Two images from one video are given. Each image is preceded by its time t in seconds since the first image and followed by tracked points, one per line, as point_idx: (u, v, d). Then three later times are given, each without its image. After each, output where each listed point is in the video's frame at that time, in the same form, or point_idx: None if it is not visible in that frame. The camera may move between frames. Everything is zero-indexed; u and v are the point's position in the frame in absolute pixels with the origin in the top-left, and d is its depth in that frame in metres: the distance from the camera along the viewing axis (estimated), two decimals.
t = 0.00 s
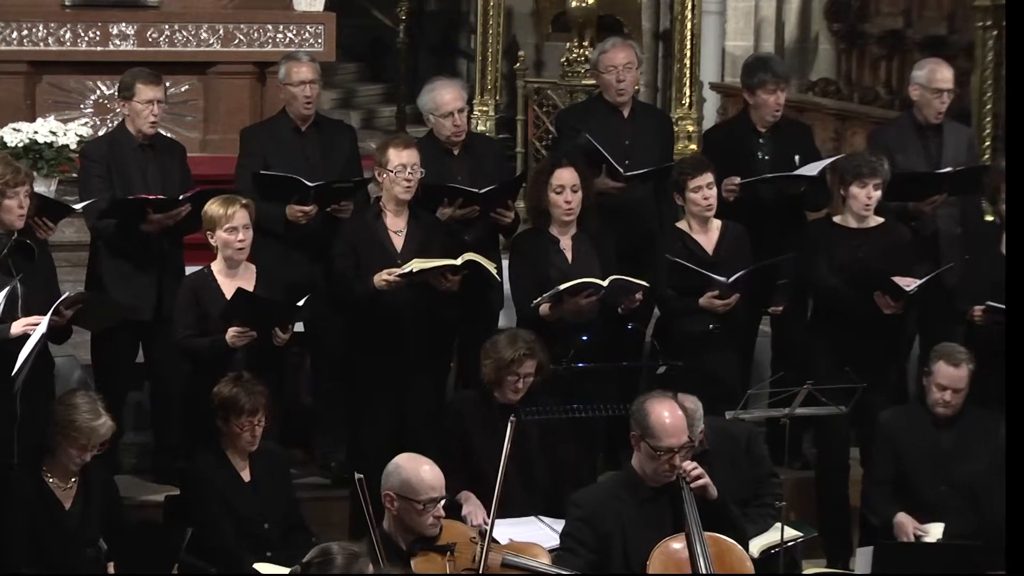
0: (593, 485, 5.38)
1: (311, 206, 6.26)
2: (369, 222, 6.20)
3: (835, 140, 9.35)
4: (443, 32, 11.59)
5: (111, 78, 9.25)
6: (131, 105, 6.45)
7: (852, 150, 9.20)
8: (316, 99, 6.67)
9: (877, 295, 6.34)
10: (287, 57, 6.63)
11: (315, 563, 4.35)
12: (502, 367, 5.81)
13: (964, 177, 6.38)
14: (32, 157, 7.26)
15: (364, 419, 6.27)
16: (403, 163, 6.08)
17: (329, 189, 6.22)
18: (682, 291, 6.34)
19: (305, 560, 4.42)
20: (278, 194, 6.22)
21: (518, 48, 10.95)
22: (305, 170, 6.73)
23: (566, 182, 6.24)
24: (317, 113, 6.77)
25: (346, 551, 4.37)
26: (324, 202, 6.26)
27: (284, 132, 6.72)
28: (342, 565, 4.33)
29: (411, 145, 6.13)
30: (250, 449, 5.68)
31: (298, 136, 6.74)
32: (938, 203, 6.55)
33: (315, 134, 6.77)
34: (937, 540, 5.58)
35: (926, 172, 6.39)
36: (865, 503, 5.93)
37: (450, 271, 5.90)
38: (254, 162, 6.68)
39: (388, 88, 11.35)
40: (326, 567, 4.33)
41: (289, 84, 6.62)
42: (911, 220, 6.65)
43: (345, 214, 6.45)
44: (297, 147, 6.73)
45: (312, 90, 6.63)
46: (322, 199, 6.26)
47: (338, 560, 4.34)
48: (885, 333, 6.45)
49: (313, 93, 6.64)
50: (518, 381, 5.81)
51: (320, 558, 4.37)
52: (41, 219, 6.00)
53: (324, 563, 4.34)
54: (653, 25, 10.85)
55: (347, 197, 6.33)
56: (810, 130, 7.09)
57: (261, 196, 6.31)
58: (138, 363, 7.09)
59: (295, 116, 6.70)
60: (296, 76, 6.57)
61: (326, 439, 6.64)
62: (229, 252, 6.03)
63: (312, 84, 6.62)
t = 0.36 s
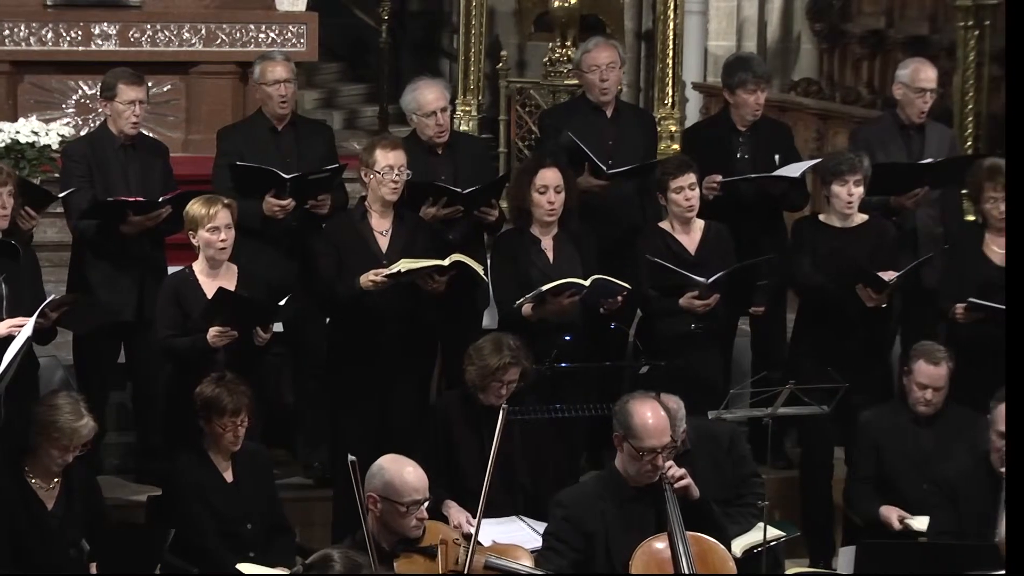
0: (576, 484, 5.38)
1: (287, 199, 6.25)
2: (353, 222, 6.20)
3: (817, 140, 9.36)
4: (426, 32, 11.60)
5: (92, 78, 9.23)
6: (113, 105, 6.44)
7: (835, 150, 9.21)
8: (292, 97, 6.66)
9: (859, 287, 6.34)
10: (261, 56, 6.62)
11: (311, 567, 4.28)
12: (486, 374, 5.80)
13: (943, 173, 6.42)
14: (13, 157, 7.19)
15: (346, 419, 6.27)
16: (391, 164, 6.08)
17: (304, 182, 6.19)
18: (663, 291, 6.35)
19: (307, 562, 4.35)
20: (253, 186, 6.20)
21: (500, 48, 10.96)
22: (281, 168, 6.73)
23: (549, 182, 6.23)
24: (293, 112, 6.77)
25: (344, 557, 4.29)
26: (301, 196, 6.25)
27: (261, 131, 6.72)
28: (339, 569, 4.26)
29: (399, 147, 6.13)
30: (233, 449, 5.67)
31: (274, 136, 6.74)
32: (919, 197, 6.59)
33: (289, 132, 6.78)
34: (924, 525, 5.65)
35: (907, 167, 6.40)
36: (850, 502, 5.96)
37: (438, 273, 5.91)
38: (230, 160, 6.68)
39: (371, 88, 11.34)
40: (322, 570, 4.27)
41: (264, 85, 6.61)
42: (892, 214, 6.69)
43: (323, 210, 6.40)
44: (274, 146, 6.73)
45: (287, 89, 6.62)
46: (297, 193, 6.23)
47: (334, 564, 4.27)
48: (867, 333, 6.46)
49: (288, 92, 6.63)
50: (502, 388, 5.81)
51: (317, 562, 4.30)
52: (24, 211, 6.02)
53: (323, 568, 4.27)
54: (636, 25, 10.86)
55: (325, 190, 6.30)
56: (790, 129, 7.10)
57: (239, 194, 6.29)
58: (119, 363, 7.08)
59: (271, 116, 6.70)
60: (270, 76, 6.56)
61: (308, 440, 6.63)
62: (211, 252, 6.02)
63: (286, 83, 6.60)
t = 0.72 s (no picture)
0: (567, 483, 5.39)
1: (272, 203, 6.25)
2: (342, 222, 6.20)
3: (805, 140, 9.38)
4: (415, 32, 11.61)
5: (81, 78, 9.21)
6: (101, 105, 6.43)
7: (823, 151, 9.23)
8: (277, 101, 6.66)
9: (847, 290, 6.38)
10: (248, 57, 6.61)
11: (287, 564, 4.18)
12: (479, 376, 5.81)
13: (932, 170, 6.43)
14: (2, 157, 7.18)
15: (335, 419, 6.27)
16: (380, 165, 6.08)
17: (289, 186, 6.18)
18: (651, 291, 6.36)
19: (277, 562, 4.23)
20: (239, 191, 6.19)
21: (489, 48, 10.96)
22: (268, 169, 6.73)
23: (540, 182, 6.25)
24: (279, 113, 6.76)
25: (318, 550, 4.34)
26: (285, 201, 6.26)
27: (247, 132, 6.72)
28: (315, 566, 4.15)
29: (388, 147, 6.14)
30: (221, 449, 5.66)
31: (259, 136, 6.74)
32: (908, 196, 6.60)
33: (276, 133, 6.77)
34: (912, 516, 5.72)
35: (895, 167, 6.41)
36: (839, 501, 5.96)
37: (424, 274, 5.91)
38: (217, 161, 6.68)
39: (360, 88, 11.35)
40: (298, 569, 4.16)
41: (249, 86, 6.60)
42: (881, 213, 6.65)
43: (307, 213, 6.40)
44: (259, 146, 6.73)
45: (272, 92, 6.62)
46: (282, 197, 6.23)
47: (311, 560, 4.16)
48: (855, 333, 6.48)
49: (272, 95, 6.63)
50: (496, 388, 5.83)
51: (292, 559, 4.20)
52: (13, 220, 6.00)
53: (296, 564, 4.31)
54: (624, 25, 10.87)
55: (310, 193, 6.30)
56: (777, 129, 7.12)
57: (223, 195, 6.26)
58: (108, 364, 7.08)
59: (256, 117, 6.69)
60: (256, 78, 6.56)
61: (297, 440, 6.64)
62: (201, 251, 6.02)
63: (270, 87, 6.60)
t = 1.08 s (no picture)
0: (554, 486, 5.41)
1: (263, 198, 6.26)
2: (329, 222, 6.21)
3: (793, 140, 9.40)
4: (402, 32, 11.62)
5: (68, 78, 9.20)
6: (87, 105, 6.43)
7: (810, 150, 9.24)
8: (270, 103, 6.67)
9: (832, 288, 6.34)
10: (243, 58, 6.62)
11: (247, 560, 4.43)
12: (469, 375, 5.83)
13: (920, 173, 6.44)
14: None
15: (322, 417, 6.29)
16: (362, 165, 6.10)
17: (281, 180, 6.20)
18: (637, 291, 6.37)
19: (236, 559, 4.48)
20: (230, 182, 6.20)
21: (477, 48, 10.98)
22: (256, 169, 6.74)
23: (530, 183, 6.27)
24: (269, 113, 6.78)
25: (276, 543, 4.48)
26: (276, 195, 6.26)
27: (235, 132, 6.74)
28: (275, 557, 4.42)
29: (370, 147, 6.15)
30: (208, 449, 5.67)
31: (250, 137, 6.76)
32: (895, 196, 6.61)
33: (266, 132, 6.79)
34: (886, 530, 5.66)
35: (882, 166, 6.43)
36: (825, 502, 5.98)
37: (401, 274, 5.92)
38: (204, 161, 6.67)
39: (348, 88, 11.35)
40: (257, 565, 4.41)
41: (244, 87, 6.61)
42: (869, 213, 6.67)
43: (298, 211, 6.41)
44: (249, 148, 6.74)
45: (266, 95, 6.62)
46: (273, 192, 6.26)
47: (270, 552, 4.43)
48: (841, 333, 6.49)
49: (266, 97, 6.63)
50: (485, 388, 5.85)
51: (252, 554, 4.45)
52: None
53: (257, 558, 4.43)
54: (612, 25, 10.89)
55: (301, 190, 6.30)
56: (764, 129, 7.13)
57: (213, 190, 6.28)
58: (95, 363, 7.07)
59: (248, 118, 6.72)
60: (252, 78, 6.56)
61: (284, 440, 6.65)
62: (188, 249, 6.03)
63: (264, 89, 6.61)
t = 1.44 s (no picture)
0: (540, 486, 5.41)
1: (254, 199, 6.25)
2: (316, 223, 6.21)
3: (779, 140, 9.42)
4: (388, 31, 11.61)
5: (54, 78, 9.18)
6: (73, 106, 6.42)
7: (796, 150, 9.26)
8: (263, 104, 6.66)
9: (814, 294, 6.37)
10: (237, 58, 6.61)
11: (223, 561, 4.44)
12: (457, 375, 5.83)
13: (905, 170, 6.47)
14: None
15: (309, 417, 6.29)
16: (345, 166, 6.10)
17: (273, 181, 6.21)
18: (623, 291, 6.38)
19: (212, 559, 4.51)
20: (221, 184, 6.20)
21: (463, 48, 10.98)
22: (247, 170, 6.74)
23: (519, 183, 6.26)
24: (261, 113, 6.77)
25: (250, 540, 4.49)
26: (269, 196, 6.27)
27: (227, 132, 6.73)
28: (250, 555, 4.43)
29: (353, 148, 6.14)
30: (194, 449, 5.67)
31: (243, 137, 6.75)
32: (880, 196, 6.63)
33: (259, 133, 6.79)
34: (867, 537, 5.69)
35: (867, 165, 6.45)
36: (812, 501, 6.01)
37: (384, 277, 5.94)
38: (193, 164, 6.68)
39: (334, 88, 11.34)
40: (233, 565, 4.43)
41: (237, 87, 6.60)
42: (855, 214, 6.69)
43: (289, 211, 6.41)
44: (243, 149, 6.74)
45: (259, 96, 6.61)
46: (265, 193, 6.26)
47: (246, 551, 4.44)
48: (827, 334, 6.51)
49: (260, 99, 6.62)
50: (472, 389, 5.86)
51: (228, 553, 4.46)
52: None
53: (233, 555, 4.44)
54: (598, 25, 10.91)
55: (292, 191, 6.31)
56: (750, 129, 7.14)
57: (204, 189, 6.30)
58: (81, 364, 7.06)
59: (241, 118, 6.70)
60: (246, 79, 6.56)
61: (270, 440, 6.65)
62: (178, 248, 6.03)
63: (259, 89, 6.61)
